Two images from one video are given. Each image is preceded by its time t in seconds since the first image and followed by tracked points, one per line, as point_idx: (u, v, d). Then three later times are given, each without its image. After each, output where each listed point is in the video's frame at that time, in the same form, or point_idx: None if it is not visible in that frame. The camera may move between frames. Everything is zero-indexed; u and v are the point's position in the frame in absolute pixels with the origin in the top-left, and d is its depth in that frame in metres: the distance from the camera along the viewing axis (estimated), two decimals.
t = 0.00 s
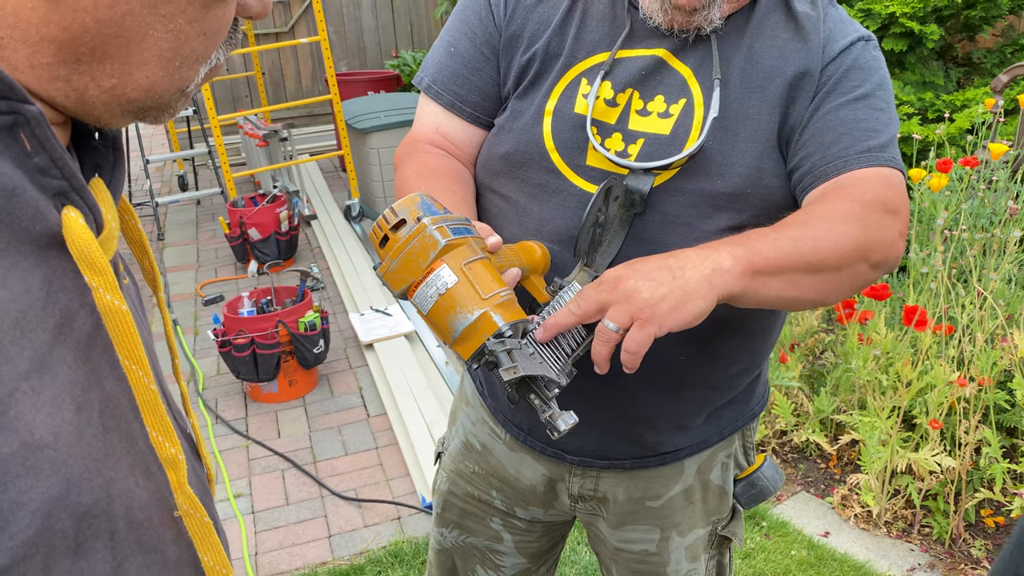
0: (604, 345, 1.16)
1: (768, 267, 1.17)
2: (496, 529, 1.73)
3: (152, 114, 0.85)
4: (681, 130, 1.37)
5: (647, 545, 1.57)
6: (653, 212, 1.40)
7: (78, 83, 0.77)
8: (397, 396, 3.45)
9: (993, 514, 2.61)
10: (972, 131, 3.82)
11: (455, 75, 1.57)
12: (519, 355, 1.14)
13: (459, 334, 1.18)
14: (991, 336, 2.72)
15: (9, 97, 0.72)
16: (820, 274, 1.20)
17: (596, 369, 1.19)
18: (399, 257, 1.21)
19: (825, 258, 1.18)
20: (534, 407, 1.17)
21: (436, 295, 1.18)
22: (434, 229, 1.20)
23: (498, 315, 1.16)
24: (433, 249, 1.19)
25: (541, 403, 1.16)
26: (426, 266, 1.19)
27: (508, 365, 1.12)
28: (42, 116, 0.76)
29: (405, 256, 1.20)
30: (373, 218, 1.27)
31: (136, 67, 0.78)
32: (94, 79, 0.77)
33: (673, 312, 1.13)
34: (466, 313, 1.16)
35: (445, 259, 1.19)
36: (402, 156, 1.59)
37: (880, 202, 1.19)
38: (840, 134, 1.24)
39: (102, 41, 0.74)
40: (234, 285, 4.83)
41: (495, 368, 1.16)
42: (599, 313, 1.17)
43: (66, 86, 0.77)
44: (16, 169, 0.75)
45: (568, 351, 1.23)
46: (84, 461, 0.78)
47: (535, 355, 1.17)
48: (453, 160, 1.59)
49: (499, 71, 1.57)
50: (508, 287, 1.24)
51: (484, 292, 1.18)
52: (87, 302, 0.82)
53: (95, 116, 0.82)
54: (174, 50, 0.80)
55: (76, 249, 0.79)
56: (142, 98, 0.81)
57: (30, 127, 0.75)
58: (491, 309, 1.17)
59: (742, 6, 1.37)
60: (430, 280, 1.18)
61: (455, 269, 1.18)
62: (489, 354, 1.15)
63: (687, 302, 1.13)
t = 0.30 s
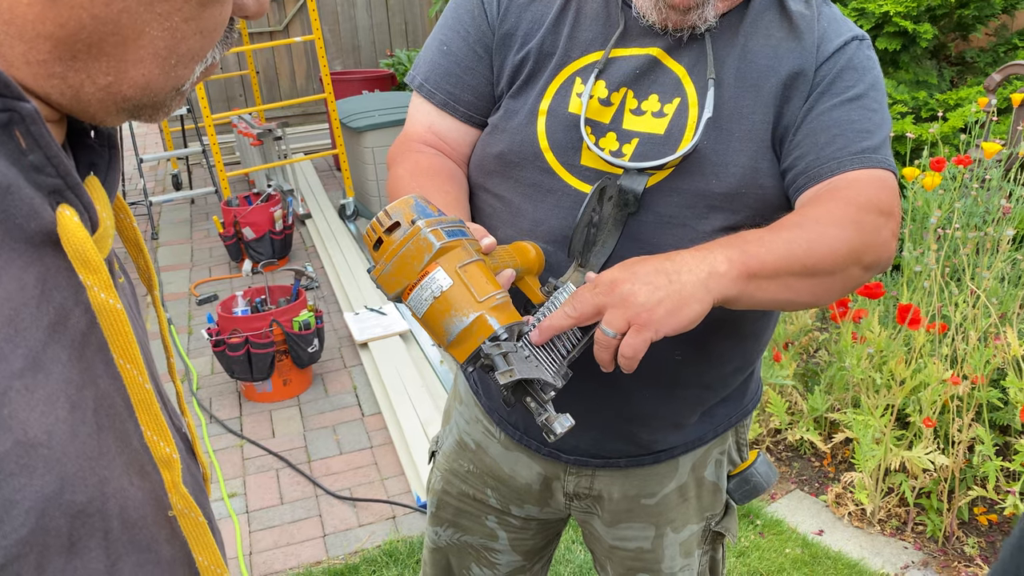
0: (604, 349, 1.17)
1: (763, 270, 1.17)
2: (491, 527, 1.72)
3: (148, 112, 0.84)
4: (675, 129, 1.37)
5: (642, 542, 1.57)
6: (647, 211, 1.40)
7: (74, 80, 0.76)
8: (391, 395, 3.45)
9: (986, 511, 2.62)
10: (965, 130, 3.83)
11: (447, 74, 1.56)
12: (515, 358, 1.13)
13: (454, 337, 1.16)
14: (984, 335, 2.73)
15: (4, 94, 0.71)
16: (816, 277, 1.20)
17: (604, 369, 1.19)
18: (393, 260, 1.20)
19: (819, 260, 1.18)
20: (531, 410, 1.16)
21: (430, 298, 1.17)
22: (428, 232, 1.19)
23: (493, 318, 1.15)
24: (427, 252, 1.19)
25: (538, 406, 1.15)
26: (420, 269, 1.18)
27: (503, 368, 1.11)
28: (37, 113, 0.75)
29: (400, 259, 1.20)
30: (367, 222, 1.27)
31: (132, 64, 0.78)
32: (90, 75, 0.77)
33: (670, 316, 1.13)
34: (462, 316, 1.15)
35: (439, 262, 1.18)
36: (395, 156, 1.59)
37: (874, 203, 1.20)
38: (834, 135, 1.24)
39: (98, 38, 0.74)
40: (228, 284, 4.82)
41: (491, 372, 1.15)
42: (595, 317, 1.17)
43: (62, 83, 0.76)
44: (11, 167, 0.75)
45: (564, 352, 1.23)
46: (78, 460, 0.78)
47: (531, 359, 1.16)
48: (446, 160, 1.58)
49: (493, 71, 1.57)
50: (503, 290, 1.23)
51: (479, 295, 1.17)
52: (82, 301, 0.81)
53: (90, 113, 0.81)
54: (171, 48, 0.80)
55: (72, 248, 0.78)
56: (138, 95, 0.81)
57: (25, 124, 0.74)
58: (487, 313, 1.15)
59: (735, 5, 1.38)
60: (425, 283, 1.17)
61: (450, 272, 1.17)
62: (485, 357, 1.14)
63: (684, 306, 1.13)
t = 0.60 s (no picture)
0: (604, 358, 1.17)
1: (758, 276, 1.17)
2: (484, 526, 1.72)
3: (141, 112, 0.84)
4: (670, 129, 1.37)
5: (636, 541, 1.57)
6: (642, 212, 1.40)
7: (66, 79, 0.76)
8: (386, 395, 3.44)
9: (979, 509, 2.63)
10: (959, 130, 3.85)
11: (439, 77, 1.55)
12: (515, 371, 1.13)
13: (454, 349, 1.16)
14: (978, 334, 2.74)
15: None
16: (811, 283, 1.20)
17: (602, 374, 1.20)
18: (391, 272, 1.20)
19: (811, 266, 1.19)
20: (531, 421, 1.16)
21: (430, 310, 1.17)
22: (427, 243, 1.19)
23: (493, 331, 1.15)
24: (425, 264, 1.18)
25: (537, 417, 1.15)
26: (419, 282, 1.18)
27: (504, 382, 1.12)
28: (29, 114, 0.74)
29: (398, 271, 1.19)
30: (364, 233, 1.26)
31: (124, 64, 0.77)
32: (82, 75, 0.76)
33: (668, 325, 1.13)
34: (461, 329, 1.15)
35: (438, 274, 1.18)
36: (386, 159, 1.58)
37: (865, 207, 1.20)
38: (826, 136, 1.24)
39: (90, 37, 0.73)
40: (223, 284, 4.80)
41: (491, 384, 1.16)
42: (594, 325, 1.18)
43: (54, 83, 0.76)
44: (3, 168, 0.74)
45: (563, 359, 1.24)
46: (70, 462, 0.77)
47: (530, 370, 1.16)
48: (438, 163, 1.58)
49: (485, 72, 1.56)
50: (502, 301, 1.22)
51: (478, 307, 1.16)
52: (74, 303, 0.80)
53: (83, 113, 0.80)
54: (164, 48, 0.79)
55: (65, 248, 0.78)
56: (130, 95, 0.80)
57: (19, 125, 0.73)
58: (486, 325, 1.15)
59: None
60: (424, 295, 1.17)
61: (448, 284, 1.17)
62: (484, 370, 1.14)
63: (682, 316, 1.13)
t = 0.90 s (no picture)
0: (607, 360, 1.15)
1: (757, 284, 1.18)
2: (481, 531, 1.72)
3: (138, 108, 0.83)
4: (661, 124, 1.36)
5: (636, 541, 1.57)
6: (636, 210, 1.39)
7: (57, 74, 0.75)
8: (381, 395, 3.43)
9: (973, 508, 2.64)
10: (953, 130, 3.86)
11: (426, 81, 1.54)
12: (515, 368, 1.12)
13: (453, 349, 1.16)
14: (972, 333, 2.75)
15: None
16: (803, 288, 1.23)
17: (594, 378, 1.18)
18: (387, 275, 1.20)
19: (803, 271, 1.20)
20: (533, 418, 1.15)
21: (427, 312, 1.17)
22: (421, 244, 1.18)
23: (491, 329, 1.14)
24: (420, 266, 1.17)
25: (539, 414, 1.14)
26: (415, 283, 1.18)
27: (505, 379, 1.10)
28: (17, 112, 0.73)
29: (393, 274, 1.19)
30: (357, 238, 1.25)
31: (117, 58, 0.76)
32: (74, 69, 0.75)
33: (672, 333, 1.13)
34: (459, 329, 1.15)
35: (434, 275, 1.17)
36: (376, 166, 1.57)
37: (853, 209, 1.22)
38: (817, 134, 1.24)
39: (81, 31, 0.73)
40: (217, 283, 4.79)
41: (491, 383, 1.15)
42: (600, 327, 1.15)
43: (44, 77, 0.75)
44: None
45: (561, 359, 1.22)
46: (58, 463, 0.76)
47: (531, 367, 1.15)
48: (428, 167, 1.57)
49: (472, 75, 1.55)
50: (500, 299, 1.21)
51: (476, 306, 1.16)
52: (63, 303, 0.79)
53: (77, 109, 0.79)
54: (156, 41, 0.78)
55: (53, 249, 0.77)
56: (125, 90, 0.79)
57: (6, 123, 0.72)
58: (485, 324, 1.15)
59: None
60: (421, 297, 1.17)
61: (445, 284, 1.17)
62: (485, 368, 1.14)
63: (685, 326, 1.13)
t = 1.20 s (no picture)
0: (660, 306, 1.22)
1: (776, 280, 1.32)
2: (479, 533, 1.72)
3: (126, 104, 0.82)
4: (652, 122, 1.37)
5: (634, 541, 1.57)
6: (631, 208, 1.39)
7: (40, 67, 0.74)
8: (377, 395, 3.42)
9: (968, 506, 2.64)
10: (948, 130, 3.87)
11: (412, 88, 1.53)
12: (504, 365, 1.11)
13: (442, 349, 1.14)
14: (968, 332, 2.75)
15: None
16: (813, 284, 1.38)
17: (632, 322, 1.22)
18: (373, 277, 1.19)
19: (817, 269, 1.35)
20: (525, 416, 1.14)
21: (413, 312, 1.16)
22: (406, 245, 1.18)
23: (479, 327, 1.13)
24: (406, 266, 1.17)
25: (531, 412, 1.13)
26: (401, 284, 1.17)
27: (493, 377, 1.09)
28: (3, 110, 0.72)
29: (379, 276, 1.19)
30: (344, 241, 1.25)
31: (102, 52, 0.76)
32: (58, 63, 0.74)
33: (709, 306, 1.25)
34: (447, 328, 1.13)
35: (420, 275, 1.17)
36: (366, 176, 1.56)
37: (863, 212, 1.35)
38: (841, 145, 1.31)
39: (63, 24, 0.72)
40: (212, 283, 4.77)
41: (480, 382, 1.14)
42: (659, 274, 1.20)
43: (28, 72, 0.74)
44: None
45: (553, 356, 1.19)
46: (48, 464, 0.76)
47: (521, 365, 1.14)
48: (419, 174, 1.56)
49: (458, 79, 1.54)
50: (489, 298, 1.20)
51: (463, 304, 1.15)
52: (52, 303, 0.79)
53: (65, 105, 0.79)
54: (143, 33, 0.77)
55: (39, 247, 0.76)
56: (111, 85, 0.78)
57: None
58: (472, 322, 1.13)
59: None
60: (407, 298, 1.16)
61: (431, 284, 1.16)
62: (473, 366, 1.12)
63: (718, 307, 1.26)
